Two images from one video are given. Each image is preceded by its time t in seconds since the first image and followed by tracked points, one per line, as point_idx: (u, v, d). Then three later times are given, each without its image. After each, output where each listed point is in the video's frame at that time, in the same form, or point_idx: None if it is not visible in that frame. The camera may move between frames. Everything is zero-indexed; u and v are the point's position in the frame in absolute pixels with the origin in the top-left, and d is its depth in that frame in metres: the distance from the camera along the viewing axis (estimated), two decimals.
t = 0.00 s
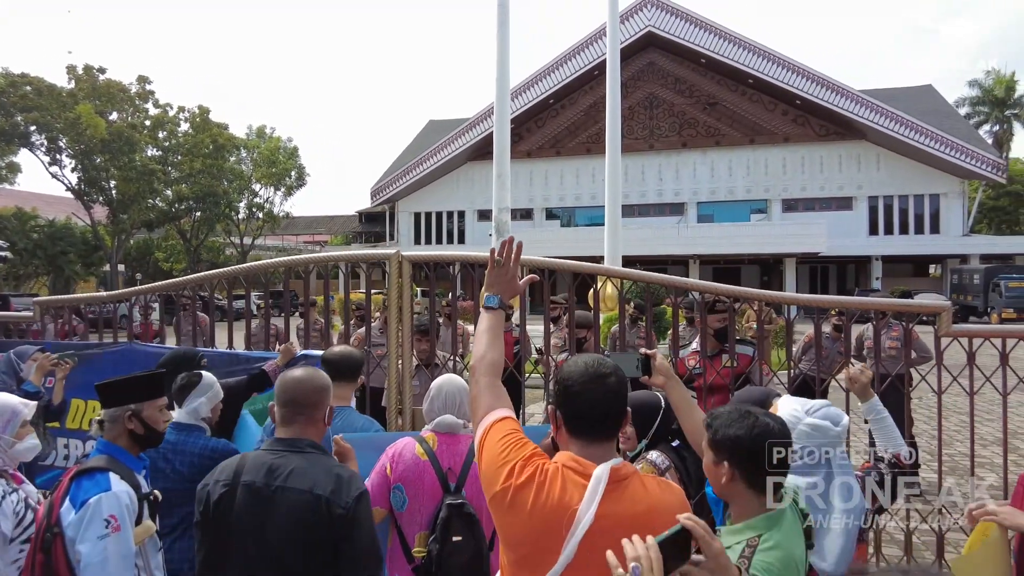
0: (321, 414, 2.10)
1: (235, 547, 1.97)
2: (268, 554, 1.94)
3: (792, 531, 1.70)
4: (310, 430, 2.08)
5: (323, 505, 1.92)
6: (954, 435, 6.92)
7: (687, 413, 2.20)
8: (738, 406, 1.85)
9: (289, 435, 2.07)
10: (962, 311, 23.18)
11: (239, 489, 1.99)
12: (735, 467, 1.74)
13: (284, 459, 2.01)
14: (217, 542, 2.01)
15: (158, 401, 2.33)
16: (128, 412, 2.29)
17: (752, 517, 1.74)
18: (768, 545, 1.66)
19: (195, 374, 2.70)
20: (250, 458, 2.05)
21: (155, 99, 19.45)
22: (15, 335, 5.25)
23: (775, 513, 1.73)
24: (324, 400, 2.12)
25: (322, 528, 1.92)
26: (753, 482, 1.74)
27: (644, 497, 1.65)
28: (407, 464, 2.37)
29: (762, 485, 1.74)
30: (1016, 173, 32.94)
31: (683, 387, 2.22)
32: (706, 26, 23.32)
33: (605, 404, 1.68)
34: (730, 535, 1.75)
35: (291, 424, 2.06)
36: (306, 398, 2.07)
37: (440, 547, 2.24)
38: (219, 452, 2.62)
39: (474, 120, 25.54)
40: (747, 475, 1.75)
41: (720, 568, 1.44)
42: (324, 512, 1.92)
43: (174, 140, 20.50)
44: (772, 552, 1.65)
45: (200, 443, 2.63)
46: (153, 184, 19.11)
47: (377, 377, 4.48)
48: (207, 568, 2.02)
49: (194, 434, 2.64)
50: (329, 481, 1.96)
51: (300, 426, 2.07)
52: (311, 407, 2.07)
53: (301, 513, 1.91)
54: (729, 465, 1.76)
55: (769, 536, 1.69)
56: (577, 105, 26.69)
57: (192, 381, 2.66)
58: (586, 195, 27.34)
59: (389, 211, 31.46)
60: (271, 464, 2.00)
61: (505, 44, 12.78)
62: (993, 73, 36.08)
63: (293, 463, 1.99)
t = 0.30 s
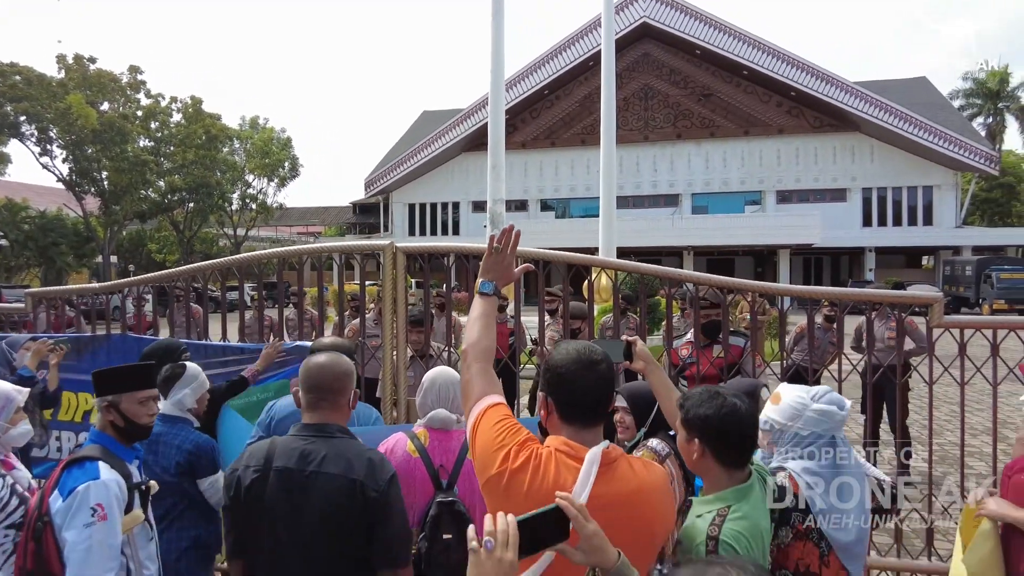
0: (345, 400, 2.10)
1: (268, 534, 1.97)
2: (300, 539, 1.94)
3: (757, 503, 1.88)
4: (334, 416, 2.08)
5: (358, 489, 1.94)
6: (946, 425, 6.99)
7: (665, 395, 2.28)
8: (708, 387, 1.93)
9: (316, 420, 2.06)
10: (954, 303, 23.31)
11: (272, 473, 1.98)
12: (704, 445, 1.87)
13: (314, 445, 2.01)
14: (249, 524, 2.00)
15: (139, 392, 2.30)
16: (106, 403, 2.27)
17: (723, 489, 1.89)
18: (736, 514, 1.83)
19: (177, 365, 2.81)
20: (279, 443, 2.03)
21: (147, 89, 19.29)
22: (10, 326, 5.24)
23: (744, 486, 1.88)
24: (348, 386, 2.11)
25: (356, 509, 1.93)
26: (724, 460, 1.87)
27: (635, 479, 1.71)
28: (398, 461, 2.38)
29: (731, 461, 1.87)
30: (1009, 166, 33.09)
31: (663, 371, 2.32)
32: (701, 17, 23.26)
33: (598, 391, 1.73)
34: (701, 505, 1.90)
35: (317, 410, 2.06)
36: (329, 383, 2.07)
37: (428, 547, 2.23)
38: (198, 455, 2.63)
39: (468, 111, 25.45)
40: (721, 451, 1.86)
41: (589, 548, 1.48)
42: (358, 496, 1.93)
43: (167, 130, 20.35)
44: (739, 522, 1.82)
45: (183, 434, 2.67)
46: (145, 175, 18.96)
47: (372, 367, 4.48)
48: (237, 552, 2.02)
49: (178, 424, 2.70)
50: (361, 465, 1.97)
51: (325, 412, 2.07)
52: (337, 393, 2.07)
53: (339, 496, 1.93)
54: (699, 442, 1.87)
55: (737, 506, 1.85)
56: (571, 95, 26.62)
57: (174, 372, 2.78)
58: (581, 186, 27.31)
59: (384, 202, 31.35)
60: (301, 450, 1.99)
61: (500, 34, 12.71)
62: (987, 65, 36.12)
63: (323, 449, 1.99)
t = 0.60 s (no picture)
0: (358, 374, 2.12)
1: (279, 501, 1.99)
2: (312, 509, 1.95)
3: (734, 466, 1.89)
4: (347, 389, 2.10)
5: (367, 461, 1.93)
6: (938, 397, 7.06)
7: (648, 367, 2.38)
8: (686, 355, 1.96)
9: (330, 392, 2.08)
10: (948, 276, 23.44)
11: (284, 443, 1.99)
12: (682, 410, 1.89)
13: (327, 415, 2.01)
14: (262, 491, 2.02)
15: (131, 367, 2.29)
16: (99, 377, 2.27)
17: (701, 452, 1.91)
18: (713, 478, 1.84)
19: (168, 338, 2.87)
20: (293, 413, 2.05)
21: (137, 59, 18.97)
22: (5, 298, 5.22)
23: (721, 450, 1.90)
24: (362, 357, 2.14)
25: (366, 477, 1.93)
26: (700, 425, 1.88)
27: (588, 444, 1.73)
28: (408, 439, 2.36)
29: (708, 428, 1.89)
30: (1008, 138, 32.98)
31: (645, 345, 2.41)
32: None
33: (561, 360, 1.75)
34: (681, 469, 1.92)
35: (333, 381, 2.08)
36: (344, 356, 2.10)
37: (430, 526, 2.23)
38: (181, 423, 2.71)
39: (464, 82, 25.14)
40: (698, 416, 1.88)
41: (486, 481, 1.52)
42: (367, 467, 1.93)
43: (159, 102, 20.07)
44: (717, 485, 1.82)
45: (169, 405, 2.74)
46: (138, 148, 18.76)
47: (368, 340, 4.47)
48: (248, 516, 2.04)
49: (168, 396, 2.77)
50: (371, 436, 1.97)
51: (339, 385, 2.09)
52: (349, 366, 2.09)
53: (352, 466, 1.92)
54: (679, 408, 1.90)
55: (714, 469, 1.86)
56: (568, 66, 26.29)
57: (163, 344, 2.84)
58: (578, 158, 27.11)
59: (379, 174, 31.13)
60: (314, 420, 2.00)
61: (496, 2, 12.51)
62: (989, 36, 35.75)
63: (337, 421, 2.00)
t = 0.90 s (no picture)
0: (355, 339, 2.09)
1: (278, 454, 1.99)
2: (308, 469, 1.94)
3: (715, 429, 1.91)
4: (343, 352, 2.07)
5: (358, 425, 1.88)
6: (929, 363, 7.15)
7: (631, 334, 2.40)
8: (671, 320, 1.97)
9: (327, 355, 2.05)
10: (945, 243, 23.43)
11: (279, 402, 1.98)
12: (664, 372, 1.90)
13: (320, 377, 1.98)
14: (261, 444, 2.02)
15: (128, 332, 2.28)
16: (98, 344, 2.26)
17: (682, 416, 1.92)
18: (694, 439, 1.85)
19: (165, 305, 2.87)
20: (289, 373, 2.03)
21: (126, 22, 18.53)
22: None
23: (702, 412, 1.91)
24: (360, 325, 2.10)
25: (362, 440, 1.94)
26: (681, 388, 1.89)
27: (558, 403, 1.73)
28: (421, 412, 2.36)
29: (690, 392, 1.90)
30: (1010, 104, 32.69)
31: (629, 315, 2.43)
32: None
33: (538, 320, 1.74)
34: (663, 432, 1.93)
35: (329, 345, 2.04)
36: (341, 322, 2.06)
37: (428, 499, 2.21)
38: (172, 388, 2.73)
39: (459, 45, 24.70)
40: (677, 379, 1.89)
41: (424, 431, 1.51)
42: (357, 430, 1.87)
43: (149, 66, 19.71)
44: (698, 447, 1.83)
45: (161, 369, 2.74)
46: (130, 113, 18.47)
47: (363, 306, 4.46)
48: (247, 471, 2.08)
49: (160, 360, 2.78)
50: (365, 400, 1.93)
51: (335, 348, 2.05)
52: (346, 331, 2.05)
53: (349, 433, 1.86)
54: (660, 371, 1.91)
55: (696, 432, 1.87)
56: (566, 28, 25.84)
57: (162, 310, 2.86)
58: (575, 123, 26.81)
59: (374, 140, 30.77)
60: (307, 382, 1.97)
61: None
62: None
63: (327, 382, 1.97)
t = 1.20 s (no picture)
0: (337, 324, 2.12)
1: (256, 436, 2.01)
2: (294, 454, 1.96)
3: (708, 415, 1.91)
4: (325, 336, 2.09)
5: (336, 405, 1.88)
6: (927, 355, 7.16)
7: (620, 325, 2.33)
8: (665, 306, 1.97)
9: (310, 339, 2.08)
10: (943, 235, 23.43)
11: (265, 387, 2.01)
12: (657, 358, 1.91)
13: (300, 361, 1.97)
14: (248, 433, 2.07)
15: (129, 320, 2.29)
16: (96, 332, 2.26)
17: (675, 402, 1.92)
18: (689, 425, 1.86)
19: (163, 295, 2.87)
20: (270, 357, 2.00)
21: (121, 11, 18.37)
22: None
23: (695, 398, 1.92)
24: (346, 308, 2.15)
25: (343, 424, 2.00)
26: (674, 373, 1.90)
27: (560, 386, 1.73)
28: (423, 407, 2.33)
29: (683, 376, 1.90)
30: (1010, 95, 32.61)
31: (615, 306, 2.39)
32: None
33: (539, 305, 1.74)
34: (656, 418, 1.93)
35: (315, 325, 2.10)
36: (325, 306, 2.08)
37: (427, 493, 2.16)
38: (170, 378, 2.72)
39: (457, 34, 24.58)
40: (669, 362, 1.89)
41: (354, 401, 1.66)
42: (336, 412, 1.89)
43: (145, 56, 19.57)
44: (694, 433, 1.84)
45: (161, 360, 2.74)
46: (126, 104, 18.37)
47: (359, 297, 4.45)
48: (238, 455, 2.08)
49: (159, 349, 2.77)
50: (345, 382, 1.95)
51: (318, 332, 2.09)
52: (329, 316, 2.08)
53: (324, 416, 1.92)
54: (654, 358, 1.91)
55: (691, 418, 1.87)
56: (565, 18, 25.72)
57: (161, 300, 2.85)
58: (574, 114, 26.71)
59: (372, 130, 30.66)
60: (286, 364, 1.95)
61: None
62: None
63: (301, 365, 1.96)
